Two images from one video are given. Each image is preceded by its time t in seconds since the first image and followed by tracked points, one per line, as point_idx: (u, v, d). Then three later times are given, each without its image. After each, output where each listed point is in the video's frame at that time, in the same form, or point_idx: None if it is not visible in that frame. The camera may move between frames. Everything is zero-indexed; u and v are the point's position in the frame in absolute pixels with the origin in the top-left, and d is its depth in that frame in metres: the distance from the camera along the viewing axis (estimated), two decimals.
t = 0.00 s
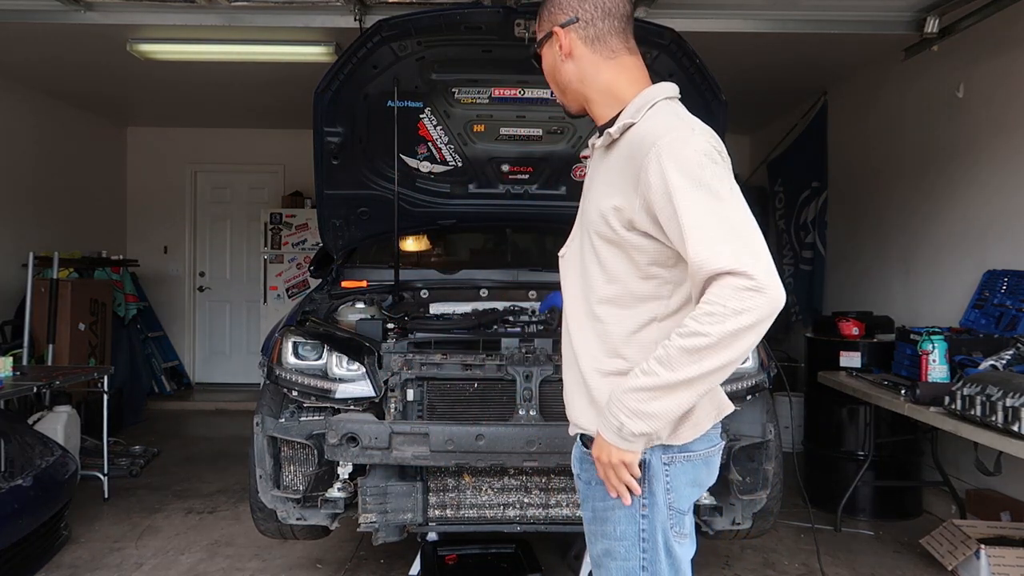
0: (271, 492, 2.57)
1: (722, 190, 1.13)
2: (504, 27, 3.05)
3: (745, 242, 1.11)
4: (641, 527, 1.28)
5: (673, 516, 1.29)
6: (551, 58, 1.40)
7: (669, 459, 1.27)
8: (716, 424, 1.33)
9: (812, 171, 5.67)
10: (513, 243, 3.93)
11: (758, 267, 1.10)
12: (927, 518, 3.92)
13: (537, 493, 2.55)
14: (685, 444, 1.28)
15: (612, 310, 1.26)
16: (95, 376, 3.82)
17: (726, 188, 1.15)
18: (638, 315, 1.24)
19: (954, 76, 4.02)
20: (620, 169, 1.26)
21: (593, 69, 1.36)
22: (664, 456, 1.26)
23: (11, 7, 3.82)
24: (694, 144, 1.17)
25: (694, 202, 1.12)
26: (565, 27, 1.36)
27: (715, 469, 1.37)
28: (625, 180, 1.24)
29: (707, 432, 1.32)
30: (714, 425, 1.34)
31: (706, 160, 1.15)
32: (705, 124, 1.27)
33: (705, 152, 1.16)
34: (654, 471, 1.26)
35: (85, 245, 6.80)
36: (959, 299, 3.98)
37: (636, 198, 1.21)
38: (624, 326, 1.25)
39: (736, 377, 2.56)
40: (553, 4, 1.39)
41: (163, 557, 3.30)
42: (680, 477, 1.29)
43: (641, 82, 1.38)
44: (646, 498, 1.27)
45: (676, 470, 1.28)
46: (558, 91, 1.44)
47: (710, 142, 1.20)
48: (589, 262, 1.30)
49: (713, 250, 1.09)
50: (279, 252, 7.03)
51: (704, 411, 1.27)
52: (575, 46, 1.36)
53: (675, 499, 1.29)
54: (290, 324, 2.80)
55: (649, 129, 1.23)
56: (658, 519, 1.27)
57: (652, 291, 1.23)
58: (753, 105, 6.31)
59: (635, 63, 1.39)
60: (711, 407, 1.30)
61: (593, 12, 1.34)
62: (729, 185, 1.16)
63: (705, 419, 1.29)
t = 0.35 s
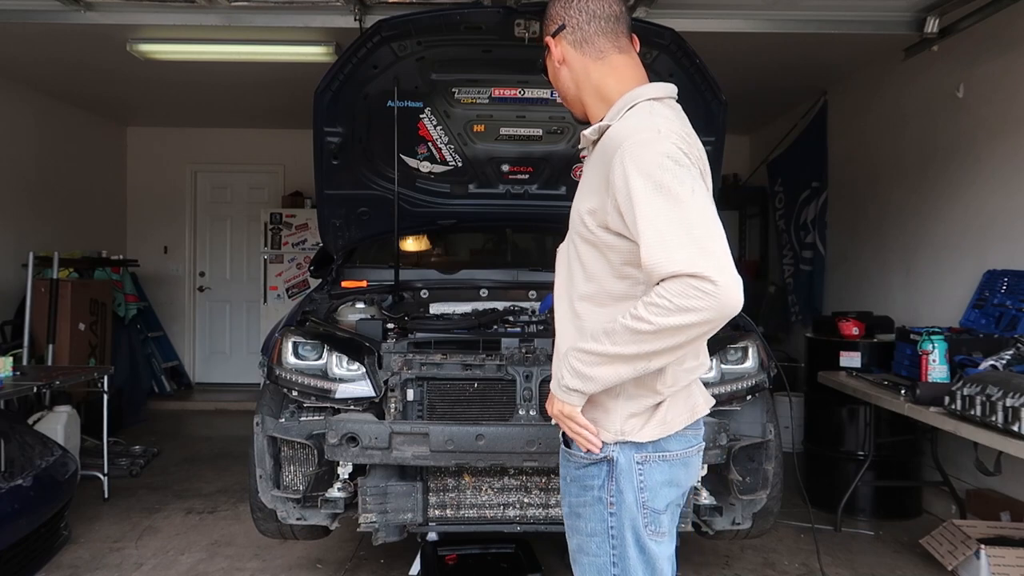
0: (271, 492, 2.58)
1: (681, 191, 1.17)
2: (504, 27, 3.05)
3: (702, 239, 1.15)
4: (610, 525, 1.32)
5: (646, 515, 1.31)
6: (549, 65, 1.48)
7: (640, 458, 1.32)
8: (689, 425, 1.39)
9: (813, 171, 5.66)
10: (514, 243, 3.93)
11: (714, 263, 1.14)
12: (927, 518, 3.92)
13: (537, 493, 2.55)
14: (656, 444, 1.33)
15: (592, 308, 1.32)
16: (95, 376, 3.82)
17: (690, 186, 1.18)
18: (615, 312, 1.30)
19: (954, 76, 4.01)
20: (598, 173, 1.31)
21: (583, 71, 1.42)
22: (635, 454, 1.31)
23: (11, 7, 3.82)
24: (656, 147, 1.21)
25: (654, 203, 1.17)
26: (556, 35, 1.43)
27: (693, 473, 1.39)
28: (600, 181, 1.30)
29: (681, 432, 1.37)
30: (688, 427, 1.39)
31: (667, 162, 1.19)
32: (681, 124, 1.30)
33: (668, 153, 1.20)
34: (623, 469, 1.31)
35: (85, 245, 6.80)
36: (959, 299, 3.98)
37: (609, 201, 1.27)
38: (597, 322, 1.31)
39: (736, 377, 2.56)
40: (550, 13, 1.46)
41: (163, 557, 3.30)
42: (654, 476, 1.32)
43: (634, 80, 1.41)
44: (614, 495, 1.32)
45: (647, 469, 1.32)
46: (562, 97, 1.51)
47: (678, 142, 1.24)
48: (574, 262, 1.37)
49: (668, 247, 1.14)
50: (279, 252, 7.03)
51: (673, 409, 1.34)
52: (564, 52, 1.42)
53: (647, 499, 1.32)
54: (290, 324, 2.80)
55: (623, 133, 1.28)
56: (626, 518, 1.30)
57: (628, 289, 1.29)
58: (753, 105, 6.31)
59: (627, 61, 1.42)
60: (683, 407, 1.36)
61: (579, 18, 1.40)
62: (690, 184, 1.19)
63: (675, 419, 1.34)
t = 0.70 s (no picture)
0: (271, 492, 2.58)
1: (643, 205, 1.18)
2: (504, 28, 3.05)
3: (652, 262, 1.16)
4: (598, 529, 1.34)
5: (636, 518, 1.31)
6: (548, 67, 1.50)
7: (629, 461, 1.32)
8: (681, 427, 1.35)
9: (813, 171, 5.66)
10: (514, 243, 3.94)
11: (657, 290, 1.15)
12: (927, 518, 3.92)
13: (537, 494, 2.55)
14: (645, 447, 1.32)
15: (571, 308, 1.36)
16: (95, 376, 3.82)
17: (652, 204, 1.19)
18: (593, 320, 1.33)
19: (954, 76, 4.01)
20: (585, 176, 1.34)
21: (578, 74, 1.43)
22: (623, 458, 1.32)
23: (11, 7, 3.82)
24: (628, 159, 1.22)
25: (613, 221, 1.19)
26: (554, 38, 1.44)
27: (687, 474, 1.38)
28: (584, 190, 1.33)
29: (673, 434, 1.34)
30: (681, 429, 1.36)
31: (634, 176, 1.21)
32: (667, 132, 1.29)
33: (637, 166, 1.21)
34: (609, 474, 1.33)
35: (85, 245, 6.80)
36: (959, 299, 3.98)
37: (591, 206, 1.30)
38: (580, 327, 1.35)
39: (736, 377, 2.56)
40: (551, 15, 1.47)
41: (163, 557, 3.30)
42: (644, 479, 1.32)
43: (628, 82, 1.40)
44: (601, 500, 1.33)
45: (636, 473, 1.32)
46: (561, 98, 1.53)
47: (656, 152, 1.23)
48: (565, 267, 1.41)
49: (615, 266, 1.18)
50: (279, 252, 7.03)
51: (662, 414, 1.32)
52: (560, 54, 1.44)
53: (637, 502, 1.32)
54: (290, 324, 2.80)
55: (611, 133, 1.29)
56: (613, 521, 1.31)
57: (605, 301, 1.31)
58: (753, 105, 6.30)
59: (623, 64, 1.41)
60: (675, 410, 1.34)
61: (576, 20, 1.40)
62: (657, 198, 1.19)
63: (662, 424, 1.32)
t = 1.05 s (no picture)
0: (271, 492, 2.58)
1: (629, 202, 1.19)
2: (504, 28, 3.05)
3: (636, 258, 1.16)
4: (599, 530, 1.34)
5: (637, 519, 1.31)
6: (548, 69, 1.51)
7: (629, 462, 1.32)
8: (681, 428, 1.35)
9: (814, 171, 5.66)
10: (514, 243, 3.94)
11: (640, 286, 1.15)
12: (927, 518, 3.92)
13: (537, 493, 2.55)
14: (644, 447, 1.32)
15: (568, 309, 1.36)
16: (95, 376, 3.82)
17: (639, 201, 1.19)
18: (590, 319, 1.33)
19: (954, 75, 4.01)
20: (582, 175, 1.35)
21: (575, 77, 1.43)
22: (623, 459, 1.32)
23: (11, 7, 3.82)
24: (618, 158, 1.23)
25: (602, 218, 1.20)
26: (553, 41, 1.45)
27: (687, 473, 1.38)
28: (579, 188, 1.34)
29: (673, 435, 1.34)
30: (682, 430, 1.36)
31: (623, 174, 1.21)
32: (662, 130, 1.29)
33: (627, 163, 1.22)
34: (609, 475, 1.32)
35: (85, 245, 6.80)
36: (959, 299, 3.98)
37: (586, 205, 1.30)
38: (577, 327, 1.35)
39: (736, 377, 2.56)
40: (552, 17, 1.47)
41: (163, 557, 3.30)
42: (645, 480, 1.32)
43: (626, 84, 1.40)
44: (601, 500, 1.33)
45: (637, 474, 1.32)
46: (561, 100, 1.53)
47: (648, 150, 1.24)
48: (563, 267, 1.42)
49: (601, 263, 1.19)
50: (278, 252, 7.03)
51: (659, 415, 1.32)
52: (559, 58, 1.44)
53: (638, 502, 1.32)
54: (290, 324, 2.80)
55: (607, 129, 1.29)
56: (614, 523, 1.31)
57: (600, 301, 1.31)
58: (753, 104, 6.30)
59: (621, 67, 1.41)
60: (672, 411, 1.33)
61: (574, 23, 1.40)
62: (644, 195, 1.19)
63: (662, 425, 1.32)
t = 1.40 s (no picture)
0: (271, 492, 2.57)
1: (665, 192, 1.19)
2: (504, 28, 3.05)
3: (681, 246, 1.16)
4: (599, 513, 1.33)
5: (634, 506, 1.32)
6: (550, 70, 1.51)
7: (630, 448, 1.32)
8: (681, 419, 1.37)
9: (814, 172, 5.65)
10: (514, 244, 3.94)
11: (688, 272, 1.15)
12: (927, 518, 3.92)
13: (537, 494, 2.55)
14: (646, 435, 1.33)
15: (580, 306, 1.33)
16: (95, 376, 3.82)
17: (672, 191, 1.19)
18: (599, 311, 1.31)
19: (954, 75, 4.01)
20: (589, 168, 1.32)
21: (576, 78, 1.43)
22: (625, 445, 1.32)
23: (12, 7, 3.82)
24: (643, 150, 1.22)
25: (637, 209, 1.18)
26: (555, 42, 1.45)
27: (683, 463, 1.40)
28: (589, 182, 1.31)
29: (673, 426, 1.36)
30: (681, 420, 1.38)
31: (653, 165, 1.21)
32: (671, 125, 1.30)
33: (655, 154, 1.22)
34: (610, 458, 1.32)
35: (85, 245, 6.80)
36: (959, 299, 3.98)
37: (597, 195, 1.28)
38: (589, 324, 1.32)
39: (736, 377, 2.56)
40: (553, 18, 1.47)
41: (163, 557, 3.30)
42: (644, 466, 1.33)
43: (627, 85, 1.40)
44: (602, 483, 1.33)
45: (637, 460, 1.33)
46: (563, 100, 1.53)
47: (666, 142, 1.25)
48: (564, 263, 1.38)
49: (644, 250, 1.16)
50: (278, 252, 7.03)
51: (666, 406, 1.33)
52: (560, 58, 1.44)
53: (638, 488, 1.32)
54: (290, 324, 2.80)
55: (615, 126, 1.29)
56: (614, 507, 1.31)
57: (615, 290, 1.29)
58: (753, 105, 6.30)
59: (622, 68, 1.41)
60: (675, 403, 1.35)
61: (576, 24, 1.40)
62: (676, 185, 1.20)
63: (667, 415, 1.33)
